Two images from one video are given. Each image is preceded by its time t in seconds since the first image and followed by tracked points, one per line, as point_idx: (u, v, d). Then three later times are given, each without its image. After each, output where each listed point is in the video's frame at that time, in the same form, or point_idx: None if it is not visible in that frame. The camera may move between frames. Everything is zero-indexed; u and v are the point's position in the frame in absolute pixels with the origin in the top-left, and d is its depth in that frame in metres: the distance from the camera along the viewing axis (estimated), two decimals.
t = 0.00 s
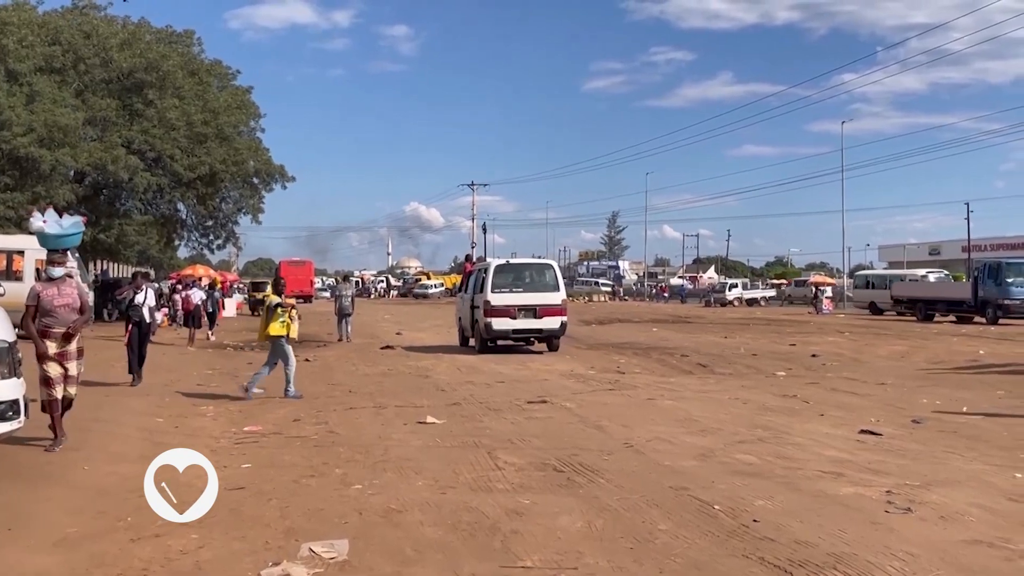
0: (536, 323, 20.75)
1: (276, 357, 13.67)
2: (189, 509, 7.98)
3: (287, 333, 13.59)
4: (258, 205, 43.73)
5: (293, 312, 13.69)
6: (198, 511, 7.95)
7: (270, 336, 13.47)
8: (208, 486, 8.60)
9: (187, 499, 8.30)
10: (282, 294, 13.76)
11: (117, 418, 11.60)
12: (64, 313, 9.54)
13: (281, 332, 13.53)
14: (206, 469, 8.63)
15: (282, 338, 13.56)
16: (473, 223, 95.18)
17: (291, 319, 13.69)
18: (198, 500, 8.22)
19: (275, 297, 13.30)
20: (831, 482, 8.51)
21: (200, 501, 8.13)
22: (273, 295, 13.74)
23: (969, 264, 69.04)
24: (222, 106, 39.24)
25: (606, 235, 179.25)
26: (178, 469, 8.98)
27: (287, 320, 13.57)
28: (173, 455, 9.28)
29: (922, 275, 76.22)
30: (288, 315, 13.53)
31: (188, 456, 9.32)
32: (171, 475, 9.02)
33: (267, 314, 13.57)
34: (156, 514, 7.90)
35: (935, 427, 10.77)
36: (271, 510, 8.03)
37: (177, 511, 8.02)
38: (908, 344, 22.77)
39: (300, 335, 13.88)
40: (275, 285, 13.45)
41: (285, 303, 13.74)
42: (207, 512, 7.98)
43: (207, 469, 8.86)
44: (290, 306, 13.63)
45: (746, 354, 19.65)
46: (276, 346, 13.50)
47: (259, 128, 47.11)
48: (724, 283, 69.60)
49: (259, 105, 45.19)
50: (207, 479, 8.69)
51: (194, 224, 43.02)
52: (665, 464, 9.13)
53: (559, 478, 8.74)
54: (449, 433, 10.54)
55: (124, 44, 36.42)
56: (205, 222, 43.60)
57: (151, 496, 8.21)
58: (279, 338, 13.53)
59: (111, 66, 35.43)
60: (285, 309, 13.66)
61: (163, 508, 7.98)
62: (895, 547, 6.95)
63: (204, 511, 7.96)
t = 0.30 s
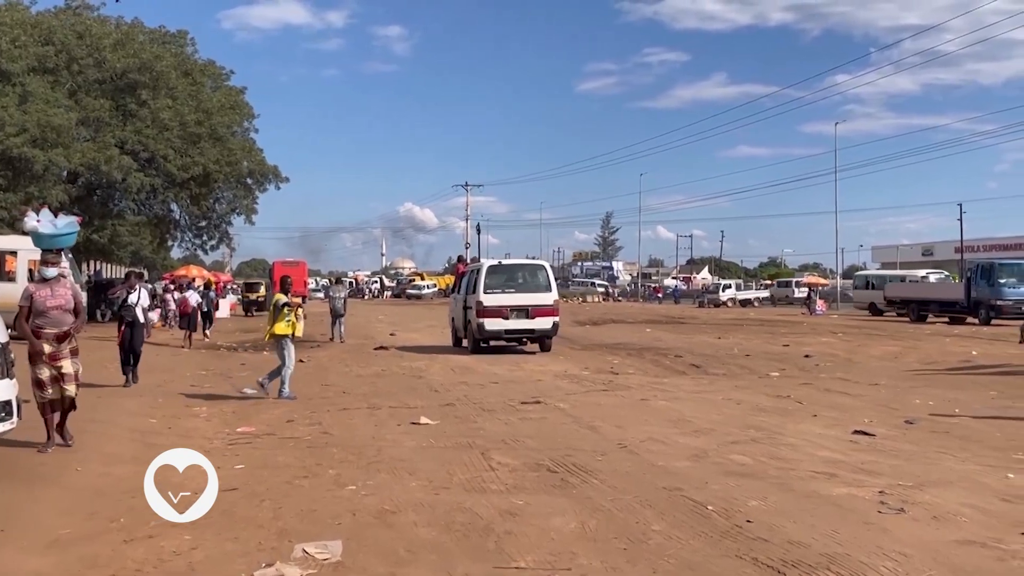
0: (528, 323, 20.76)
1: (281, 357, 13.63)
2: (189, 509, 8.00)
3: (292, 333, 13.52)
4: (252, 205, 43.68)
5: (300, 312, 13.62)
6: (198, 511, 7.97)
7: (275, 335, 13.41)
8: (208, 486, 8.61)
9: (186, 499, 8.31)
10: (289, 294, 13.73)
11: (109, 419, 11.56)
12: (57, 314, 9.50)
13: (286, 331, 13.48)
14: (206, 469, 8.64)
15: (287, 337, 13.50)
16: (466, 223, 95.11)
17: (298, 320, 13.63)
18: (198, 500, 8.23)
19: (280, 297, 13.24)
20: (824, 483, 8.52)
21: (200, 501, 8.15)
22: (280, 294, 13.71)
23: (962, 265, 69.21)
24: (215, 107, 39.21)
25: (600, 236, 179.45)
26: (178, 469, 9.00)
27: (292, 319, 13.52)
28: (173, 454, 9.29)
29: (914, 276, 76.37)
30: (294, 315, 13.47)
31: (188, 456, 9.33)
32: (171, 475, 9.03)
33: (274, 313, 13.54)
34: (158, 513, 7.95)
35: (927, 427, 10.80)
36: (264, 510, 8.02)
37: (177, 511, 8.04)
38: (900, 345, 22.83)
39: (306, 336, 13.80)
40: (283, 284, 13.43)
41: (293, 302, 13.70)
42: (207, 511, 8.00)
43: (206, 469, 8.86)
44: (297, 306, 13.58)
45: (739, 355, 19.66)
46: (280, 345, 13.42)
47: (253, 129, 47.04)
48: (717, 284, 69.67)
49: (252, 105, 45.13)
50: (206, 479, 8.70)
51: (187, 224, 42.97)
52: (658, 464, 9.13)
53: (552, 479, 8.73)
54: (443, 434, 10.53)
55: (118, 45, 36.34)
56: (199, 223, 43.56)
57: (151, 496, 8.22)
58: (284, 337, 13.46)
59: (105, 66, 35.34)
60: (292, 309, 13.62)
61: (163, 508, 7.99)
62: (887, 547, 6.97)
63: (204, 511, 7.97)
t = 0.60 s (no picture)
0: (516, 323, 20.76)
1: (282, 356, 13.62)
2: (188, 510, 8.01)
3: (295, 335, 13.51)
4: (241, 206, 43.58)
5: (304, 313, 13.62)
6: (198, 511, 7.99)
7: (278, 335, 13.40)
8: (202, 487, 8.61)
9: (185, 500, 8.32)
10: (294, 295, 13.71)
11: (98, 421, 11.51)
12: (44, 316, 9.45)
13: (288, 332, 13.47)
14: (206, 468, 8.65)
15: (289, 338, 13.50)
16: (456, 224, 95.10)
17: (302, 320, 13.61)
18: (198, 500, 8.23)
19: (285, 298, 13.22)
20: (813, 483, 8.55)
21: (199, 501, 8.15)
22: (286, 294, 13.70)
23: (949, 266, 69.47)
24: (204, 107, 39.11)
25: (591, 236, 179.57)
26: (178, 469, 9.00)
27: (296, 320, 13.51)
28: (173, 454, 9.29)
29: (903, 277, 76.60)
30: (298, 315, 13.46)
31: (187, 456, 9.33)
32: (171, 476, 9.04)
33: (278, 313, 13.53)
34: (158, 513, 7.96)
35: (916, 427, 10.84)
36: (253, 512, 8.01)
37: (176, 511, 8.04)
38: (890, 345, 22.90)
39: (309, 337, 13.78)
40: (288, 284, 13.41)
41: (299, 303, 13.68)
42: (207, 511, 8.02)
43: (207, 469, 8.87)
44: (302, 307, 13.57)
45: (728, 356, 19.69)
46: (282, 345, 13.41)
47: (242, 129, 46.94)
48: (707, 284, 69.75)
49: (241, 105, 45.02)
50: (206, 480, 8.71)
51: (176, 225, 42.87)
52: (648, 465, 9.15)
53: (542, 480, 8.73)
54: (433, 435, 10.52)
55: (106, 45, 36.22)
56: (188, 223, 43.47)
57: (151, 497, 8.21)
58: (286, 337, 13.44)
59: (93, 66, 35.22)
60: (297, 309, 13.60)
61: (163, 508, 7.99)
62: (876, 547, 7.00)
63: (203, 511, 7.99)
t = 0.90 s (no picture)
0: (504, 323, 20.76)
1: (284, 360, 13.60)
2: (189, 509, 8.01)
3: (298, 337, 13.51)
4: (230, 206, 43.56)
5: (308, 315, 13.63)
6: (198, 511, 7.98)
7: (281, 338, 13.37)
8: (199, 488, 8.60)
9: (186, 500, 8.31)
10: (298, 297, 13.66)
11: (86, 422, 11.45)
12: (33, 319, 9.39)
13: (292, 335, 13.47)
14: (207, 468, 8.64)
15: (292, 340, 13.49)
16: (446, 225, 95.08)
17: (305, 324, 13.60)
18: (199, 500, 8.22)
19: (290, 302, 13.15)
20: (801, 483, 8.57)
21: (200, 501, 8.15)
22: (289, 296, 13.67)
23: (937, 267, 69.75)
24: (193, 107, 39.04)
25: (581, 237, 179.80)
26: (178, 468, 8.95)
27: (300, 323, 13.52)
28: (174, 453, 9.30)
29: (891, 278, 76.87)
30: (302, 318, 13.45)
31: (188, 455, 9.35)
32: (171, 477, 9.05)
33: (281, 315, 13.50)
34: (158, 513, 7.92)
35: (904, 428, 10.87)
36: (242, 513, 7.99)
37: (177, 511, 8.04)
38: (878, 346, 23.00)
39: (312, 341, 13.77)
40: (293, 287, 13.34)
41: (302, 306, 13.67)
42: (207, 511, 8.01)
43: (205, 469, 8.86)
44: (306, 310, 13.55)
45: (717, 356, 19.74)
46: (285, 347, 13.38)
47: (231, 129, 46.88)
48: (696, 285, 69.89)
49: (231, 106, 44.96)
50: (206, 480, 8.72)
51: (165, 225, 42.82)
52: (637, 466, 9.15)
53: (532, 480, 8.73)
54: (423, 435, 10.50)
55: (95, 45, 36.11)
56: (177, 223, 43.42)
57: (151, 496, 8.11)
58: (289, 340, 13.42)
59: (82, 66, 35.10)
60: (300, 312, 13.59)
61: (163, 507, 7.98)
62: (864, 547, 7.01)
63: (204, 511, 7.99)
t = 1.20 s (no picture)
0: (487, 323, 20.76)
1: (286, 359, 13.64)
2: (189, 509, 8.02)
3: (300, 336, 13.52)
4: (213, 206, 43.46)
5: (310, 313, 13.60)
6: (198, 511, 7.99)
7: (283, 337, 13.42)
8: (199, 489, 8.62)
9: (184, 501, 8.32)
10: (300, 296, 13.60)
11: (68, 423, 11.39)
12: (18, 318, 9.31)
13: (293, 334, 13.49)
14: (207, 469, 8.66)
15: (295, 339, 13.52)
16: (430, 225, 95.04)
17: (306, 322, 13.63)
18: (198, 500, 8.24)
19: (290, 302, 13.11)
20: (784, 483, 8.60)
21: (200, 501, 8.15)
22: (290, 294, 13.65)
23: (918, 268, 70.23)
24: (176, 107, 38.88)
25: (567, 237, 180.04)
26: (178, 468, 9.00)
27: (301, 321, 13.51)
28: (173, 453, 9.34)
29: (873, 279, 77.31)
30: (304, 318, 13.48)
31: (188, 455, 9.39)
32: (171, 476, 9.08)
33: (282, 315, 13.49)
34: (157, 513, 7.97)
35: (886, 428, 10.92)
36: (226, 514, 7.96)
37: (177, 511, 8.06)
38: (860, 346, 23.13)
39: (312, 338, 13.83)
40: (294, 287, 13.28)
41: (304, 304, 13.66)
42: (207, 511, 8.01)
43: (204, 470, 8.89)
44: (307, 310, 13.51)
45: (700, 356, 19.80)
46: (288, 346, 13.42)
47: (214, 129, 46.70)
48: (679, 286, 70.10)
49: (214, 105, 44.80)
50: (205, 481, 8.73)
51: (148, 225, 42.66)
52: (620, 466, 9.16)
53: (516, 481, 8.74)
54: (406, 436, 10.48)
55: (77, 44, 35.87)
56: (159, 224, 43.26)
57: (151, 496, 8.17)
58: (292, 339, 13.46)
59: (63, 66, 34.85)
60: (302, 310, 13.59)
61: (164, 508, 8.01)
62: (847, 547, 7.04)
63: (204, 511, 7.99)
